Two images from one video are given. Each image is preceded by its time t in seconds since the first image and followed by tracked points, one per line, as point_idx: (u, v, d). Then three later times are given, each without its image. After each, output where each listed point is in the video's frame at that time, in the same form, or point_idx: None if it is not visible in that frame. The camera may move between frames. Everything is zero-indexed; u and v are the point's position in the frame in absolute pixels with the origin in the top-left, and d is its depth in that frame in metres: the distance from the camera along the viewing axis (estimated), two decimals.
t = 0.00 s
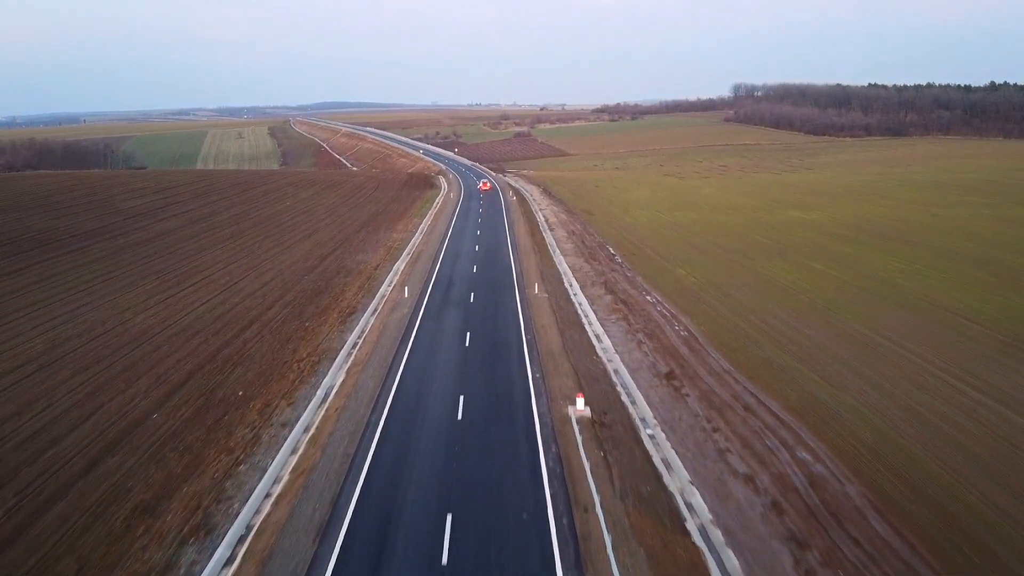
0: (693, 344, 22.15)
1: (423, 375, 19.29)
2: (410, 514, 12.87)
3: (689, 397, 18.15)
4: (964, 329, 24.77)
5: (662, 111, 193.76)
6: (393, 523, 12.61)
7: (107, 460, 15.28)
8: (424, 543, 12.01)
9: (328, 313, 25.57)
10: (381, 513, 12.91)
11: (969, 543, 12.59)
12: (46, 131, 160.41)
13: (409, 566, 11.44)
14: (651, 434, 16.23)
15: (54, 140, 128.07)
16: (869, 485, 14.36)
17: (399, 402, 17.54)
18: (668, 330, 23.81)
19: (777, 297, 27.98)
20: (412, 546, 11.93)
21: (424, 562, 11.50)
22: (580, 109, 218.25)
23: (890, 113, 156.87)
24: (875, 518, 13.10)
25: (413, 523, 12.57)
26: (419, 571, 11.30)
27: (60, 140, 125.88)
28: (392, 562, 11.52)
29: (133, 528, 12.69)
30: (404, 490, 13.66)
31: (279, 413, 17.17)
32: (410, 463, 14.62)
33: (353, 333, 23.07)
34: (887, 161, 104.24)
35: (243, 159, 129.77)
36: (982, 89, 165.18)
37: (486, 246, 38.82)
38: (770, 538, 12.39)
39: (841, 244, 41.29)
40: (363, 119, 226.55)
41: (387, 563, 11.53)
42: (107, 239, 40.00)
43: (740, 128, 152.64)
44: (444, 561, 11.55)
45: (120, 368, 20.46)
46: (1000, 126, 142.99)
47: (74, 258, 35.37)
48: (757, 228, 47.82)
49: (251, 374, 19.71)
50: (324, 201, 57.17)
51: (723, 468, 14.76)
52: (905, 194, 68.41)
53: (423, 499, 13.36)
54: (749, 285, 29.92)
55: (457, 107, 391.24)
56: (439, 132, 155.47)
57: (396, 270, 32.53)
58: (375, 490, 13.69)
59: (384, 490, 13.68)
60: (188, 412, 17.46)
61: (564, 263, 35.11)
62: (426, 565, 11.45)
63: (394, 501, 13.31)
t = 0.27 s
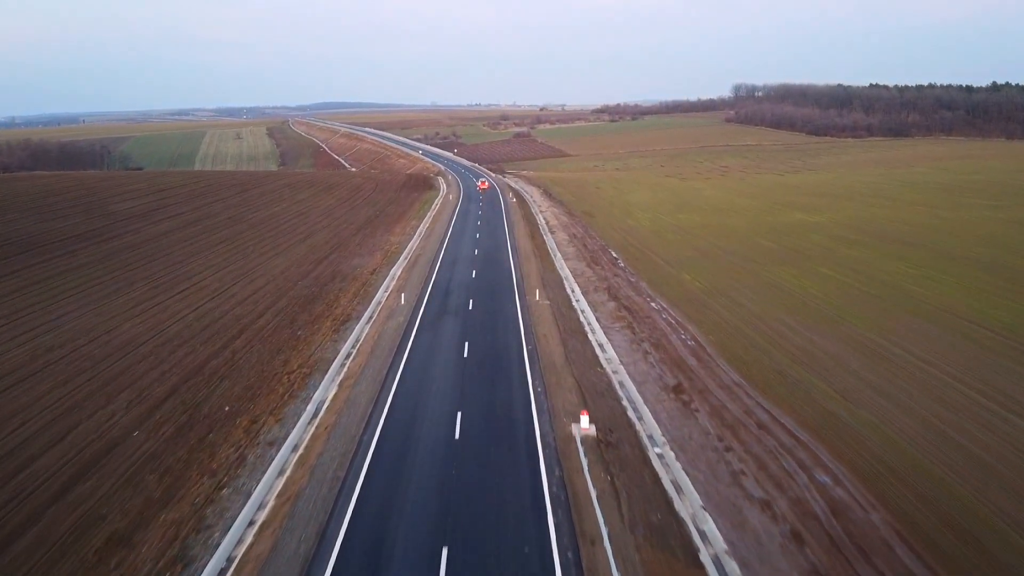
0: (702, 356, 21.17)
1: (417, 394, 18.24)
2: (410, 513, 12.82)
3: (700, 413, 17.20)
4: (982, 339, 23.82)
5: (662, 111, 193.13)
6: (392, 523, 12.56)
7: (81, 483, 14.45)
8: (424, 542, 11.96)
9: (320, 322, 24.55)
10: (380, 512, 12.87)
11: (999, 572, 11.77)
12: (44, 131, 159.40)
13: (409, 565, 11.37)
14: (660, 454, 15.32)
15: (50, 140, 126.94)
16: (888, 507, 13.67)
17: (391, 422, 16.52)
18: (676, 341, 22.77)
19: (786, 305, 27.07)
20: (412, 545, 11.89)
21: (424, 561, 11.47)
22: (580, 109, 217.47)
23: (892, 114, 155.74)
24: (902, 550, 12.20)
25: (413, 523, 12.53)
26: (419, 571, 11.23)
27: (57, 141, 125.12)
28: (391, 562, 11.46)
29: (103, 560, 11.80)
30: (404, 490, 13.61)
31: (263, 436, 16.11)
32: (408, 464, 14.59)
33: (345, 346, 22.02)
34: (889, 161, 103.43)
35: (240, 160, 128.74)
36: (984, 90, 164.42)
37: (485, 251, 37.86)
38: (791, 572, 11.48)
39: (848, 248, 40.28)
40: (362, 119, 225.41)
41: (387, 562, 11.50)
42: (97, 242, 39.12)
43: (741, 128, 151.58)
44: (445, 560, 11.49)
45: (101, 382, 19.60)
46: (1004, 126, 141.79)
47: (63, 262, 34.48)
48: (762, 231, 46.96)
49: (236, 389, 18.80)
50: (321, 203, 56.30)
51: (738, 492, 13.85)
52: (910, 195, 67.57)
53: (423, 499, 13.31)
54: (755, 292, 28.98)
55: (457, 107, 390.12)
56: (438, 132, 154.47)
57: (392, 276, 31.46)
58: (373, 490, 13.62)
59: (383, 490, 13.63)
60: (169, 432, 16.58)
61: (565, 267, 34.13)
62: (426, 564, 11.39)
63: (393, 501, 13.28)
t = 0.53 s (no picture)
0: (713, 368, 20.07)
1: (412, 412, 17.15)
2: (410, 513, 12.87)
3: (713, 434, 16.19)
4: (1002, 347, 22.74)
5: (663, 112, 192.17)
6: (392, 523, 12.60)
7: (49, 510, 13.40)
8: (423, 543, 11.99)
9: (312, 332, 23.44)
10: (380, 512, 12.92)
11: None
12: (40, 132, 158.14)
13: (409, 566, 11.40)
14: (671, 479, 14.31)
15: (45, 141, 125.52)
16: (900, 520, 13.20)
17: (385, 443, 15.51)
18: (685, 352, 21.63)
19: (796, 309, 26.02)
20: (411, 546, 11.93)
21: (423, 561, 11.51)
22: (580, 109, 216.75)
23: (894, 114, 154.59)
24: None
25: (413, 523, 12.58)
26: (418, 571, 11.27)
27: (53, 142, 124.10)
28: (391, 562, 11.49)
29: None
30: (403, 490, 13.66)
31: (246, 461, 15.02)
32: (408, 464, 14.63)
33: (337, 357, 20.87)
34: (893, 162, 102.36)
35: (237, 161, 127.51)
36: (986, 90, 163.37)
37: (485, 254, 36.79)
38: None
39: (856, 251, 39.22)
40: (361, 119, 223.98)
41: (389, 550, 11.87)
42: (85, 245, 38.02)
43: (743, 128, 150.38)
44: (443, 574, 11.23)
45: (78, 397, 18.53)
46: (1007, 127, 140.68)
47: (49, 266, 33.42)
48: (767, 234, 45.90)
49: (221, 406, 17.73)
50: (318, 205, 55.25)
51: (757, 524, 12.82)
52: (916, 197, 66.49)
53: (422, 499, 13.35)
54: (764, 297, 27.93)
55: (456, 107, 388.77)
56: (437, 133, 153.22)
57: (388, 281, 30.28)
58: (372, 491, 13.63)
59: (383, 491, 13.65)
60: (147, 454, 15.52)
61: (566, 272, 33.09)
62: (426, 565, 11.42)
63: (393, 501, 13.34)
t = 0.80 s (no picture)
0: (725, 384, 18.96)
1: (406, 434, 16.05)
2: (409, 513, 12.81)
3: (729, 457, 15.14)
4: None
5: (664, 113, 191.05)
6: (392, 524, 12.54)
7: (11, 544, 12.38)
8: (423, 543, 11.93)
9: (303, 343, 22.36)
10: (379, 513, 12.85)
11: None
12: (37, 133, 156.67)
13: (408, 566, 11.35)
14: (684, 509, 13.28)
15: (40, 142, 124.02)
16: (930, 553, 12.23)
17: (377, 468, 14.46)
18: (695, 365, 20.49)
19: (809, 320, 24.93)
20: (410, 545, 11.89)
21: (423, 561, 11.46)
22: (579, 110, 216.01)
23: (897, 115, 153.41)
24: None
25: (413, 523, 12.52)
26: (418, 571, 11.22)
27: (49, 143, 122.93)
28: (391, 563, 11.44)
29: None
30: (404, 489, 13.65)
31: (226, 490, 13.92)
32: (404, 474, 14.22)
33: (328, 372, 19.77)
34: (897, 164, 101.17)
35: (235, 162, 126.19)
36: (989, 91, 162.28)
37: (484, 258, 35.68)
38: None
39: (866, 256, 38.12)
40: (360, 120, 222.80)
41: (392, 538, 12.13)
42: (74, 251, 36.94)
43: (745, 129, 149.14)
44: None
45: (53, 415, 17.48)
46: (1010, 128, 139.53)
47: (34, 273, 32.38)
48: (773, 237, 44.80)
49: (203, 426, 16.68)
50: (314, 207, 54.15)
51: (778, 560, 11.79)
52: (922, 200, 65.38)
53: (422, 499, 13.29)
54: (774, 306, 26.84)
55: (456, 107, 387.42)
56: (436, 134, 151.92)
57: (383, 288, 29.13)
58: (360, 522, 12.60)
59: (383, 488, 13.71)
60: (121, 481, 14.46)
61: (568, 277, 31.98)
62: (425, 565, 11.37)
63: (392, 501, 13.29)
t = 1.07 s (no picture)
0: (737, 399, 18.00)
1: (399, 455, 15.08)
2: (409, 513, 12.80)
3: (744, 480, 14.21)
4: None
5: (664, 113, 189.83)
6: (391, 524, 12.50)
7: None
8: (423, 543, 11.91)
9: (295, 354, 21.46)
10: (375, 521, 12.59)
11: None
12: (33, 134, 155.52)
13: (408, 567, 11.31)
14: (697, 538, 12.37)
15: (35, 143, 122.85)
16: None
17: (367, 492, 13.57)
18: (705, 379, 19.51)
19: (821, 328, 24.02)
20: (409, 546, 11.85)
21: (422, 561, 11.44)
22: (579, 111, 214.81)
23: (899, 116, 152.55)
24: None
25: (413, 522, 12.51)
26: (418, 571, 11.19)
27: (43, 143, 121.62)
28: (391, 563, 11.39)
29: None
30: (404, 487, 13.70)
31: (206, 518, 12.97)
32: (402, 480, 13.97)
33: (319, 386, 18.82)
34: (900, 165, 100.12)
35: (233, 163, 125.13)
36: (991, 92, 161.22)
37: (484, 262, 34.75)
38: None
39: (875, 260, 37.18)
40: (359, 120, 221.57)
41: (390, 538, 12.10)
42: (63, 255, 36.02)
43: (746, 130, 148.20)
44: None
45: (28, 432, 16.59)
46: (1013, 128, 138.69)
47: (19, 278, 31.40)
48: (779, 240, 43.86)
49: (186, 446, 15.78)
50: (310, 209, 53.17)
51: None
52: (928, 202, 64.38)
53: (422, 497, 13.34)
54: (784, 313, 25.91)
55: (456, 107, 386.16)
56: (435, 134, 150.89)
57: (379, 294, 28.15)
58: (349, 556, 11.66)
59: (383, 485, 13.79)
60: (94, 507, 13.54)
61: (570, 282, 31.05)
62: (424, 566, 11.32)
63: (390, 501, 13.27)
